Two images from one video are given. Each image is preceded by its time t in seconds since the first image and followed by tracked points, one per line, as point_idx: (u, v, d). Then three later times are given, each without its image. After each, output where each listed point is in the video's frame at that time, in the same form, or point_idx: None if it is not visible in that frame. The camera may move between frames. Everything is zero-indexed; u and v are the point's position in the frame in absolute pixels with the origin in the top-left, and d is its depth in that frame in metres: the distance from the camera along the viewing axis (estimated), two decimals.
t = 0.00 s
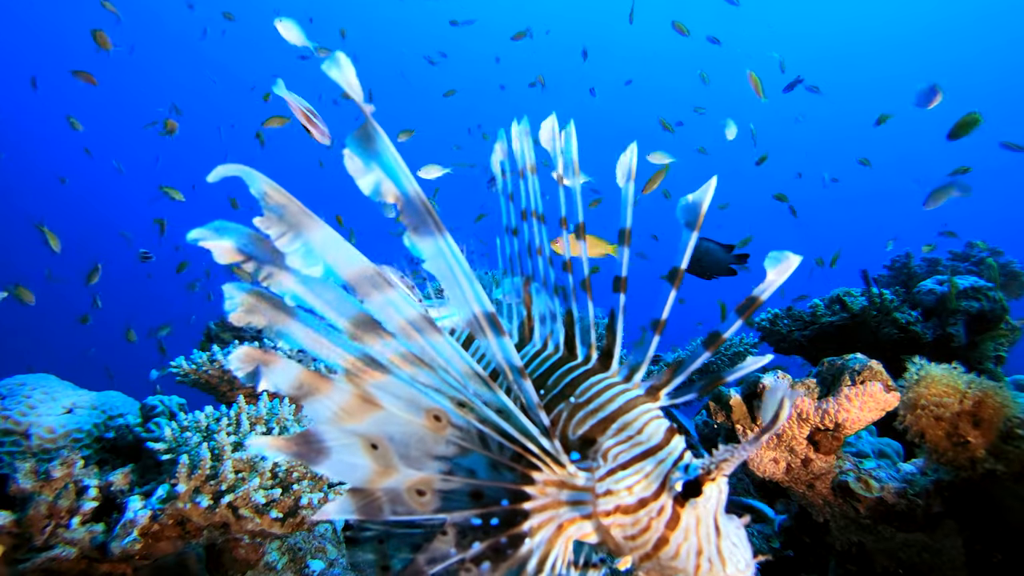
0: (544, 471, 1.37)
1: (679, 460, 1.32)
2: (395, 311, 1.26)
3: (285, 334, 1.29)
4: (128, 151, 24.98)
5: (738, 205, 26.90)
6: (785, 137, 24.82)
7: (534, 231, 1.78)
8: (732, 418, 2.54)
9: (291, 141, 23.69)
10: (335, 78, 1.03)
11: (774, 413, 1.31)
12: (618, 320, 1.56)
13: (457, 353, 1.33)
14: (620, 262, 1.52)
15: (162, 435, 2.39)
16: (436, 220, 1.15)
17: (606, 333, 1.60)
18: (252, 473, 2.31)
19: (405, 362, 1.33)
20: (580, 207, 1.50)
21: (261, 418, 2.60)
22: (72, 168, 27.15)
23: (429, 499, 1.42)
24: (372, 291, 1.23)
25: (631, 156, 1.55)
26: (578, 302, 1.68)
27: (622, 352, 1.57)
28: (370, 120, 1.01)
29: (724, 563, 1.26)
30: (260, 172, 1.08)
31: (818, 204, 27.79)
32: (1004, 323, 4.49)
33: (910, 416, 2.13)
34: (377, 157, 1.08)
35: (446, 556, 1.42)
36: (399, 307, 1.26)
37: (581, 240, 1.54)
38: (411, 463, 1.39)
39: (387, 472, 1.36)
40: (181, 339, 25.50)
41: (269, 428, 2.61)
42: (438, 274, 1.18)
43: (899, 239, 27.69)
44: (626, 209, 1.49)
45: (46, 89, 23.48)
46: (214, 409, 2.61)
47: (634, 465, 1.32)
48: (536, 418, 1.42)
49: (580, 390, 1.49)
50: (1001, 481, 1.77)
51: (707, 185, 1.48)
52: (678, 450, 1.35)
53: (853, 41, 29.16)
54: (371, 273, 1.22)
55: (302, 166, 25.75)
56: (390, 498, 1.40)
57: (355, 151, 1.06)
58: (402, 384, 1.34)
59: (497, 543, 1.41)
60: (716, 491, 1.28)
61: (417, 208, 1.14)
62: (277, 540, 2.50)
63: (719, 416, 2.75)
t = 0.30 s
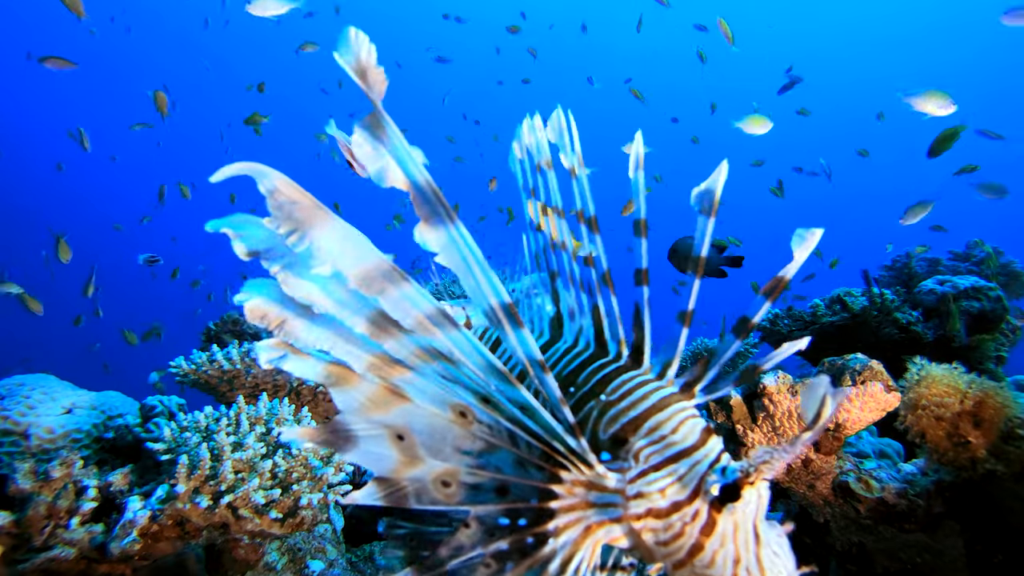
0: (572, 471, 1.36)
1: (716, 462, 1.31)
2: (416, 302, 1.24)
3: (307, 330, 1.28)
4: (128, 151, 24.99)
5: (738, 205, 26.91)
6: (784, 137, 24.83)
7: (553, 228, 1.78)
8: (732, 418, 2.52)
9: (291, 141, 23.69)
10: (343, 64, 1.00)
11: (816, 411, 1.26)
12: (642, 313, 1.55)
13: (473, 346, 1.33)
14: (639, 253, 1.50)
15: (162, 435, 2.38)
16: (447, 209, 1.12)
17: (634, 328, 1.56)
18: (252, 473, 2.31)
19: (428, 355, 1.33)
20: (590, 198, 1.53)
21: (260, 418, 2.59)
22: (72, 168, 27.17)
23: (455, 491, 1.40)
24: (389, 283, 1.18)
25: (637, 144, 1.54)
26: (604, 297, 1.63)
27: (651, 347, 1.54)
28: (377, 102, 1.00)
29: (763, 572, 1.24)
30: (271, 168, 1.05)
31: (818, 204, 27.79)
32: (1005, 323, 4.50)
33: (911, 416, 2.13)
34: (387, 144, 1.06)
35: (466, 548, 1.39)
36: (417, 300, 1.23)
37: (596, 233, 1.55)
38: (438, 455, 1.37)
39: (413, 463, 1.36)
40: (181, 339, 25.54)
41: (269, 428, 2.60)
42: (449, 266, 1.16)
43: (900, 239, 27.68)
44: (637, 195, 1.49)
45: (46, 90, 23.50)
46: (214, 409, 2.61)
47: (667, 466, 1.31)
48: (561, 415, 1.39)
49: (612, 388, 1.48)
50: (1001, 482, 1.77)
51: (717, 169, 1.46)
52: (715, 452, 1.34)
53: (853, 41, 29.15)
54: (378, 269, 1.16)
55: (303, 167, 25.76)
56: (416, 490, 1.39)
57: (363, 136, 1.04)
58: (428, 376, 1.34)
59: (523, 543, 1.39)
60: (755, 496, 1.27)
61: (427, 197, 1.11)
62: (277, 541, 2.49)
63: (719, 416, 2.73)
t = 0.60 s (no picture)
0: (614, 476, 1.33)
1: (768, 474, 1.27)
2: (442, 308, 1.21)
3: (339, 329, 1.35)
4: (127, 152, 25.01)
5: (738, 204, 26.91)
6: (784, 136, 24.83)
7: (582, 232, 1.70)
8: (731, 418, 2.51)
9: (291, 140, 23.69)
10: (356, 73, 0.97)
11: (880, 423, 1.14)
12: (681, 316, 1.52)
13: (507, 354, 1.24)
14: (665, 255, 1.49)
15: (161, 435, 2.37)
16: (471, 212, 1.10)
17: (673, 331, 1.55)
18: (251, 473, 2.29)
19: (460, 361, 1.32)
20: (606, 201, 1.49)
21: (260, 419, 2.59)
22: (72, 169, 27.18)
23: (493, 479, 1.40)
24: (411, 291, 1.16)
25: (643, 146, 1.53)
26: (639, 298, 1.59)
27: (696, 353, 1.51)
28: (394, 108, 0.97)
29: None
30: (297, 175, 1.02)
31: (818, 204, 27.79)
32: (1006, 323, 4.50)
33: (912, 416, 2.12)
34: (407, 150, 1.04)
35: (497, 538, 1.39)
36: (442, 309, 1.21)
37: (618, 237, 1.52)
38: (478, 443, 1.38)
39: (454, 446, 1.39)
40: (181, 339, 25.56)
41: (268, 428, 2.60)
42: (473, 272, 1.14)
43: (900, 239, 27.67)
44: (654, 199, 1.48)
45: (45, 91, 23.53)
46: (213, 409, 2.61)
47: (716, 477, 1.27)
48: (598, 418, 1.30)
49: (657, 391, 1.44)
50: (1002, 482, 1.77)
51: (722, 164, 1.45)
52: (767, 464, 1.28)
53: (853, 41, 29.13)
54: (396, 279, 1.13)
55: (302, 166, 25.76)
56: (456, 475, 1.42)
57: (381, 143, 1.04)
58: (465, 376, 1.35)
59: (557, 543, 1.37)
60: (811, 513, 1.22)
61: (450, 201, 1.09)
62: (277, 541, 2.48)
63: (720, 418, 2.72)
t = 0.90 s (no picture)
0: (675, 488, 1.26)
1: (847, 499, 1.17)
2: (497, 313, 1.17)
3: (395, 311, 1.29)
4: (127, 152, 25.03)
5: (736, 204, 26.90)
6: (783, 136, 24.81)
7: (638, 232, 1.55)
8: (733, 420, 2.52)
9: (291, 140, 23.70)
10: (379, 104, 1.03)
11: (990, 456, 1.11)
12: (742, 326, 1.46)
13: (556, 361, 1.22)
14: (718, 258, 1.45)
15: (161, 436, 2.37)
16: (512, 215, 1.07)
17: (738, 339, 1.46)
18: (250, 474, 2.29)
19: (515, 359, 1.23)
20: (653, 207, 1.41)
21: (260, 419, 2.58)
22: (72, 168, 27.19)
23: (547, 476, 1.36)
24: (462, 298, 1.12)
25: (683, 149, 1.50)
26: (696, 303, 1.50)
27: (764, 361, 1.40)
28: (421, 115, 1.03)
29: None
30: (347, 188, 1.01)
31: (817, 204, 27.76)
32: (1006, 323, 4.48)
33: (913, 417, 2.11)
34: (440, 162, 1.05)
35: (551, 538, 1.42)
36: (492, 316, 1.16)
37: (666, 242, 1.45)
38: (536, 440, 1.32)
39: (512, 438, 1.31)
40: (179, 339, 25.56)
41: (268, 428, 2.59)
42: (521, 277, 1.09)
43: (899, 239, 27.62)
44: (698, 204, 1.41)
45: (45, 90, 23.55)
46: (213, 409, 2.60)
47: (787, 498, 1.18)
48: (652, 428, 1.23)
49: (724, 402, 1.33)
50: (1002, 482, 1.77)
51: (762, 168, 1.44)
52: (844, 487, 1.19)
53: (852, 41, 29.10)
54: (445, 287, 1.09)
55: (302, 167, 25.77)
56: (509, 466, 1.35)
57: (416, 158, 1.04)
58: (517, 375, 1.28)
59: (611, 548, 1.36)
60: (896, 544, 1.14)
61: (492, 204, 1.06)
62: (277, 542, 2.47)
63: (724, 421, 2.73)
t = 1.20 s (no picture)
0: (732, 504, 1.11)
1: (925, 524, 1.02)
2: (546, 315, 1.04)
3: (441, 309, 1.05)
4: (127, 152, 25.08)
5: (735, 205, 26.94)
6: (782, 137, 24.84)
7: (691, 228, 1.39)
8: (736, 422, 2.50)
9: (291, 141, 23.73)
10: (408, 113, 0.99)
11: None
12: (807, 328, 1.27)
13: (605, 366, 1.07)
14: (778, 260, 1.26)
15: (160, 436, 2.37)
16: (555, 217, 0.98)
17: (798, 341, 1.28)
18: (250, 474, 2.28)
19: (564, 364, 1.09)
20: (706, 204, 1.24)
21: (259, 419, 2.57)
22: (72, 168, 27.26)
23: (596, 484, 1.27)
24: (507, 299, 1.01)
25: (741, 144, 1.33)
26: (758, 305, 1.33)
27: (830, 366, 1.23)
28: (455, 120, 0.98)
29: None
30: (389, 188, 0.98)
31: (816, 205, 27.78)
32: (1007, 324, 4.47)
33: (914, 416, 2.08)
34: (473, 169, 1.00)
35: (598, 550, 1.34)
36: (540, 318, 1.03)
37: (723, 242, 1.29)
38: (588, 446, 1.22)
39: (561, 443, 1.23)
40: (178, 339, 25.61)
41: (267, 429, 2.58)
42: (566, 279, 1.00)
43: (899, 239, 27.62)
44: (759, 203, 1.25)
45: (45, 91, 23.61)
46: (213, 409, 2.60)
47: (858, 520, 1.03)
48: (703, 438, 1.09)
49: (787, 410, 1.16)
50: (1004, 483, 1.81)
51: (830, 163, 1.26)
52: (922, 509, 1.04)
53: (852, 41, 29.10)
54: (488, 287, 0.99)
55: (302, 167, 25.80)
56: (557, 471, 1.27)
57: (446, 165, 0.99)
58: (570, 378, 1.11)
59: (660, 561, 1.27)
60: None
61: (532, 208, 0.99)
62: (276, 542, 2.46)
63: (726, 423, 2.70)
